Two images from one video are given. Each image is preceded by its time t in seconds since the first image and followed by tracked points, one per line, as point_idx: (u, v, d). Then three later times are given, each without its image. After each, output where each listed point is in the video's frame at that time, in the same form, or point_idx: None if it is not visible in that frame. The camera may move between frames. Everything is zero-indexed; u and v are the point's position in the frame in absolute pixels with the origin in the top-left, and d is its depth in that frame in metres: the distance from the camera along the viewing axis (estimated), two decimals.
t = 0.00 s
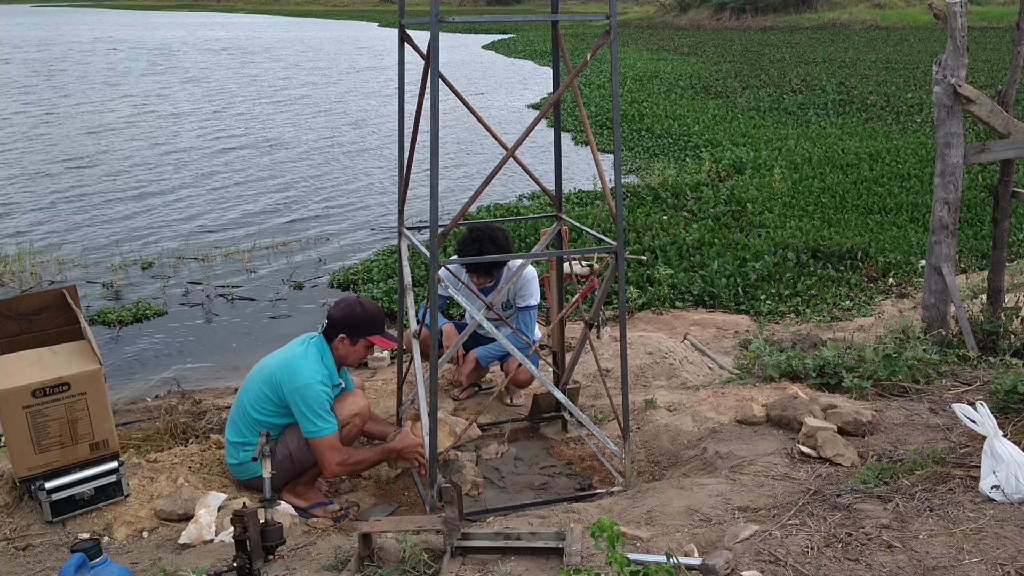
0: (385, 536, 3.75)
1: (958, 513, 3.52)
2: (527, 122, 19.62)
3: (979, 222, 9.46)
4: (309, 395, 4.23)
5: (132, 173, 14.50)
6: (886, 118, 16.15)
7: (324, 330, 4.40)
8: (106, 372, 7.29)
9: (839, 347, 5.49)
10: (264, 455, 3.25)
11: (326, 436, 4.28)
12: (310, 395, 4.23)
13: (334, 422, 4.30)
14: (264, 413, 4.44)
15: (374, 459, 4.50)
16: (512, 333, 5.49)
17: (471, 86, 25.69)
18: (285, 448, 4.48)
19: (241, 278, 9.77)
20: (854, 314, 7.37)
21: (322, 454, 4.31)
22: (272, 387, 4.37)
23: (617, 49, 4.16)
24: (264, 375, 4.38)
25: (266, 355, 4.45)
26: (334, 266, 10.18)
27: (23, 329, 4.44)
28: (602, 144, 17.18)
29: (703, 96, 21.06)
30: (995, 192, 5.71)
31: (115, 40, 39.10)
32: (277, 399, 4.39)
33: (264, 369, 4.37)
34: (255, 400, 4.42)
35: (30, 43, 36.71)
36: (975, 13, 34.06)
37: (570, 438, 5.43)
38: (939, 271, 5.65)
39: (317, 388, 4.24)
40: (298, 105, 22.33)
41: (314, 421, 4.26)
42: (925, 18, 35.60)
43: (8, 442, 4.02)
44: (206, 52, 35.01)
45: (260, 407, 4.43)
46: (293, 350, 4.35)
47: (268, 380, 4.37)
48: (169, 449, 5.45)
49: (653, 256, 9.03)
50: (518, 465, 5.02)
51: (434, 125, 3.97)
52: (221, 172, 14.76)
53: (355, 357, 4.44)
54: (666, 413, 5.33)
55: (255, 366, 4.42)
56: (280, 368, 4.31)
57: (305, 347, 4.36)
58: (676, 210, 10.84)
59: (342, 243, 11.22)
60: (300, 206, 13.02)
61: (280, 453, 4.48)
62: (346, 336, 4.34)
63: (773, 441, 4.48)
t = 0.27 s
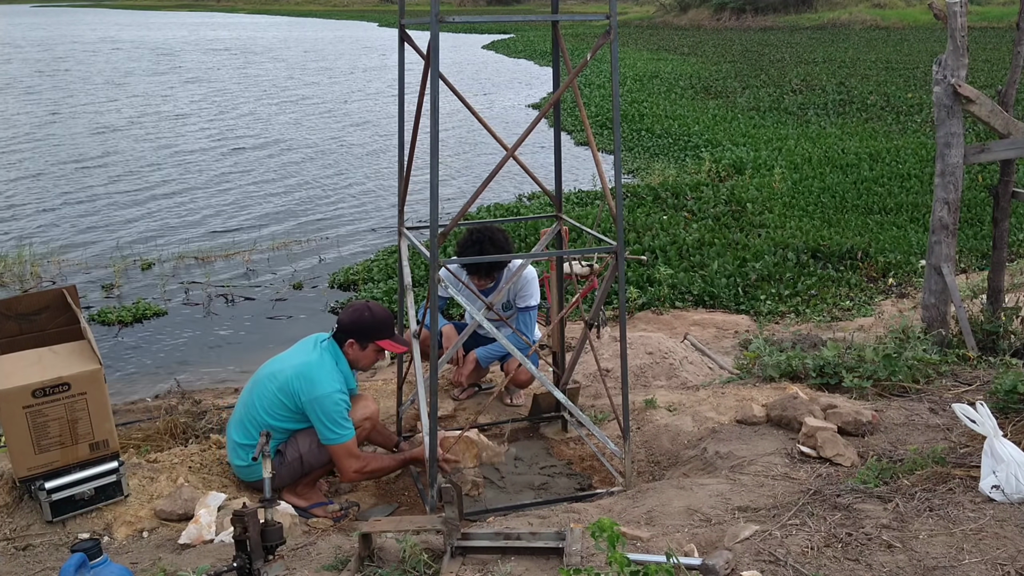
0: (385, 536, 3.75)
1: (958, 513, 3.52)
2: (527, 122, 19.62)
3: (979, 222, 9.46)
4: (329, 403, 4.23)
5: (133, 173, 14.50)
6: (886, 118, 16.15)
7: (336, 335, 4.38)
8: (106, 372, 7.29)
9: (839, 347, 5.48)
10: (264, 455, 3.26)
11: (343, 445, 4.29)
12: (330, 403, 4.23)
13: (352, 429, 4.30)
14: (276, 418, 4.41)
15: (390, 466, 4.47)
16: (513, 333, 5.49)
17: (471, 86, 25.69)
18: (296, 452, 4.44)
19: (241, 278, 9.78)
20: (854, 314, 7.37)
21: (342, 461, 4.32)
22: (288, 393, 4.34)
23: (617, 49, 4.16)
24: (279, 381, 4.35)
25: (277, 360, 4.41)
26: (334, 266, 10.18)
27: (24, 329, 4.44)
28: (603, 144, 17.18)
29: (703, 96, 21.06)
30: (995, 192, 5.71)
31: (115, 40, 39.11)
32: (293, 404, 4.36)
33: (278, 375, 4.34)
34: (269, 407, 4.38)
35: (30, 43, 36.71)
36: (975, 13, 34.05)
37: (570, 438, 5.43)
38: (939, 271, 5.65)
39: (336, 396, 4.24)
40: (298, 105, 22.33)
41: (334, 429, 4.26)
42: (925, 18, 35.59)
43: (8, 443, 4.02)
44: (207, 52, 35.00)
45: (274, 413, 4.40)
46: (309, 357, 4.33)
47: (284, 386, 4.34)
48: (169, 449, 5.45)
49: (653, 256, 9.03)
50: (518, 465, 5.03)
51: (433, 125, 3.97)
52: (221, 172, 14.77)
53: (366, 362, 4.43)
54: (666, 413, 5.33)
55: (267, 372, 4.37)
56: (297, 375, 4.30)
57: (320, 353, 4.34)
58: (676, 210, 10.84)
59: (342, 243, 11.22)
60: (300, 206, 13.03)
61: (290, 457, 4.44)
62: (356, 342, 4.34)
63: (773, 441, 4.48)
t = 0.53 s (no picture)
0: (385, 535, 3.75)
1: (958, 513, 3.52)
2: (527, 122, 19.62)
3: (979, 222, 9.46)
4: (348, 410, 4.21)
5: (133, 173, 14.50)
6: (886, 118, 16.15)
7: (349, 339, 4.32)
8: (106, 371, 7.29)
9: (839, 347, 5.49)
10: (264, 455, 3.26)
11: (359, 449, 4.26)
12: (349, 408, 4.21)
13: (373, 433, 4.26)
14: (290, 420, 4.39)
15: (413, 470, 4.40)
16: (513, 333, 5.48)
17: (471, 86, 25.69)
18: (304, 452, 4.43)
19: (241, 278, 9.78)
20: (854, 314, 7.37)
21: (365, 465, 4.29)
22: (305, 397, 4.32)
23: (618, 49, 4.15)
24: (296, 385, 4.31)
25: (292, 362, 4.36)
26: (334, 266, 10.18)
27: (23, 329, 4.44)
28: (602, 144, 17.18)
29: (703, 96, 21.06)
30: (995, 192, 5.71)
31: (116, 40, 39.11)
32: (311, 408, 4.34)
33: (295, 379, 4.30)
34: (284, 409, 4.35)
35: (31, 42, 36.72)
36: (976, 14, 34.04)
37: (570, 438, 5.43)
38: (939, 271, 5.65)
39: (355, 402, 4.22)
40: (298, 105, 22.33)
41: (354, 434, 4.23)
42: (925, 18, 35.59)
43: (8, 443, 4.02)
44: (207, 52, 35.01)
45: (288, 415, 4.37)
46: (326, 362, 4.30)
47: (301, 391, 4.31)
48: (169, 449, 5.45)
49: (653, 256, 9.03)
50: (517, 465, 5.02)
51: (433, 125, 3.96)
52: (221, 172, 14.77)
53: (379, 366, 4.38)
54: (666, 413, 5.33)
55: (282, 375, 4.33)
56: (315, 380, 4.27)
57: (337, 358, 4.31)
58: (676, 210, 10.84)
59: (342, 243, 11.22)
60: (300, 206, 13.03)
61: (299, 458, 4.43)
62: (368, 346, 4.28)
63: (773, 441, 4.48)
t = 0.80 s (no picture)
0: (385, 536, 3.75)
1: (958, 513, 3.52)
2: (527, 122, 19.63)
3: (979, 222, 9.46)
4: (363, 414, 4.23)
5: (134, 173, 14.50)
6: (886, 118, 16.15)
7: (359, 344, 4.33)
8: (106, 372, 7.29)
9: (839, 347, 5.49)
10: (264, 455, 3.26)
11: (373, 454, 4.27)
12: (363, 414, 4.23)
13: (389, 437, 4.29)
14: (300, 423, 4.38)
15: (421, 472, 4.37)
16: (513, 333, 5.48)
17: (471, 86, 25.70)
18: (312, 454, 4.43)
19: (241, 278, 9.78)
20: (854, 314, 7.37)
21: (382, 469, 4.32)
22: (317, 401, 4.33)
23: (617, 49, 4.15)
24: (309, 389, 4.31)
25: (303, 366, 4.35)
26: (334, 266, 10.18)
27: (23, 329, 4.44)
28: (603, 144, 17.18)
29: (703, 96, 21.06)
30: (995, 192, 5.71)
31: (116, 40, 39.11)
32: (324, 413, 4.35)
33: (308, 383, 4.30)
34: (296, 412, 4.35)
35: (32, 42, 36.74)
36: (976, 13, 34.03)
37: (570, 438, 5.43)
38: (938, 271, 5.65)
39: (370, 407, 4.25)
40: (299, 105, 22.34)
41: (370, 439, 4.25)
42: (925, 18, 35.58)
43: (8, 443, 4.02)
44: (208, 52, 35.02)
45: (299, 418, 4.37)
46: (340, 366, 4.31)
47: (314, 395, 4.32)
48: (169, 449, 5.45)
49: (653, 256, 9.03)
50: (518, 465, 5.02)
51: (434, 126, 3.96)
52: (222, 172, 14.77)
53: (390, 370, 4.40)
54: (666, 413, 5.33)
55: (294, 378, 4.32)
56: (329, 385, 4.28)
57: (350, 362, 4.32)
58: (676, 210, 10.84)
59: (342, 243, 11.22)
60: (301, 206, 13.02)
61: (308, 459, 4.43)
62: (378, 352, 4.30)
63: (773, 441, 4.48)
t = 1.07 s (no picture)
0: (385, 536, 3.75)
1: (958, 513, 3.52)
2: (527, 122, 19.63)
3: (979, 222, 9.46)
4: (369, 418, 4.23)
5: (133, 173, 14.50)
6: (886, 118, 16.15)
7: (365, 347, 4.32)
8: (106, 372, 7.29)
9: (839, 347, 5.49)
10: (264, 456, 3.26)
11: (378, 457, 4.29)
12: (369, 418, 4.24)
13: (395, 441, 4.30)
14: (304, 424, 4.38)
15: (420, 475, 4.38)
16: (513, 333, 5.48)
17: (471, 86, 25.70)
18: (315, 455, 4.43)
19: (241, 278, 9.78)
20: (854, 314, 7.37)
21: (388, 471, 4.34)
22: (323, 404, 4.33)
23: (617, 49, 4.15)
24: (314, 391, 4.31)
25: (309, 367, 4.35)
26: (334, 266, 10.18)
27: (23, 329, 4.44)
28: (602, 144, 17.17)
29: (703, 96, 21.06)
30: (995, 192, 5.71)
31: (116, 40, 39.11)
32: (330, 416, 4.36)
33: (313, 386, 4.30)
34: (301, 414, 4.35)
35: (33, 42, 36.75)
36: (976, 13, 34.03)
37: (570, 438, 5.43)
38: (939, 271, 5.65)
39: (375, 411, 4.25)
40: (299, 105, 22.34)
41: (376, 442, 4.26)
42: (925, 18, 35.58)
43: (8, 443, 4.03)
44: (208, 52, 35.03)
45: (303, 419, 4.37)
46: (346, 369, 4.31)
47: (320, 398, 4.32)
48: (169, 449, 5.45)
49: (653, 256, 9.03)
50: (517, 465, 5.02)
51: (433, 126, 3.96)
52: (221, 172, 14.77)
53: (395, 374, 4.39)
54: (666, 413, 5.33)
55: (300, 379, 4.32)
56: (335, 388, 4.28)
57: (356, 365, 4.32)
58: (676, 210, 10.84)
59: (341, 243, 11.22)
60: (301, 206, 13.02)
61: (310, 460, 4.43)
62: (384, 355, 4.29)
63: (773, 441, 4.48)
